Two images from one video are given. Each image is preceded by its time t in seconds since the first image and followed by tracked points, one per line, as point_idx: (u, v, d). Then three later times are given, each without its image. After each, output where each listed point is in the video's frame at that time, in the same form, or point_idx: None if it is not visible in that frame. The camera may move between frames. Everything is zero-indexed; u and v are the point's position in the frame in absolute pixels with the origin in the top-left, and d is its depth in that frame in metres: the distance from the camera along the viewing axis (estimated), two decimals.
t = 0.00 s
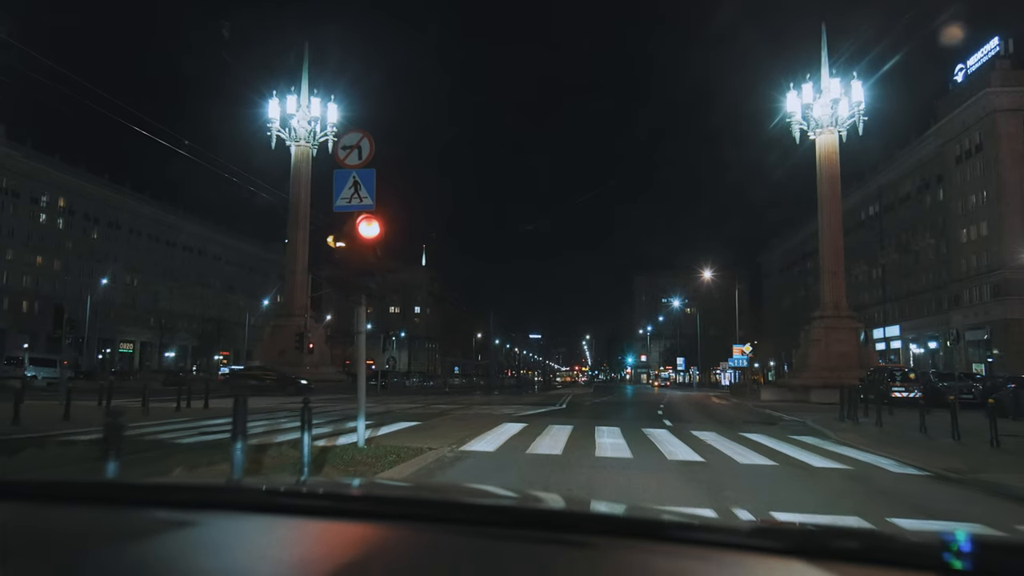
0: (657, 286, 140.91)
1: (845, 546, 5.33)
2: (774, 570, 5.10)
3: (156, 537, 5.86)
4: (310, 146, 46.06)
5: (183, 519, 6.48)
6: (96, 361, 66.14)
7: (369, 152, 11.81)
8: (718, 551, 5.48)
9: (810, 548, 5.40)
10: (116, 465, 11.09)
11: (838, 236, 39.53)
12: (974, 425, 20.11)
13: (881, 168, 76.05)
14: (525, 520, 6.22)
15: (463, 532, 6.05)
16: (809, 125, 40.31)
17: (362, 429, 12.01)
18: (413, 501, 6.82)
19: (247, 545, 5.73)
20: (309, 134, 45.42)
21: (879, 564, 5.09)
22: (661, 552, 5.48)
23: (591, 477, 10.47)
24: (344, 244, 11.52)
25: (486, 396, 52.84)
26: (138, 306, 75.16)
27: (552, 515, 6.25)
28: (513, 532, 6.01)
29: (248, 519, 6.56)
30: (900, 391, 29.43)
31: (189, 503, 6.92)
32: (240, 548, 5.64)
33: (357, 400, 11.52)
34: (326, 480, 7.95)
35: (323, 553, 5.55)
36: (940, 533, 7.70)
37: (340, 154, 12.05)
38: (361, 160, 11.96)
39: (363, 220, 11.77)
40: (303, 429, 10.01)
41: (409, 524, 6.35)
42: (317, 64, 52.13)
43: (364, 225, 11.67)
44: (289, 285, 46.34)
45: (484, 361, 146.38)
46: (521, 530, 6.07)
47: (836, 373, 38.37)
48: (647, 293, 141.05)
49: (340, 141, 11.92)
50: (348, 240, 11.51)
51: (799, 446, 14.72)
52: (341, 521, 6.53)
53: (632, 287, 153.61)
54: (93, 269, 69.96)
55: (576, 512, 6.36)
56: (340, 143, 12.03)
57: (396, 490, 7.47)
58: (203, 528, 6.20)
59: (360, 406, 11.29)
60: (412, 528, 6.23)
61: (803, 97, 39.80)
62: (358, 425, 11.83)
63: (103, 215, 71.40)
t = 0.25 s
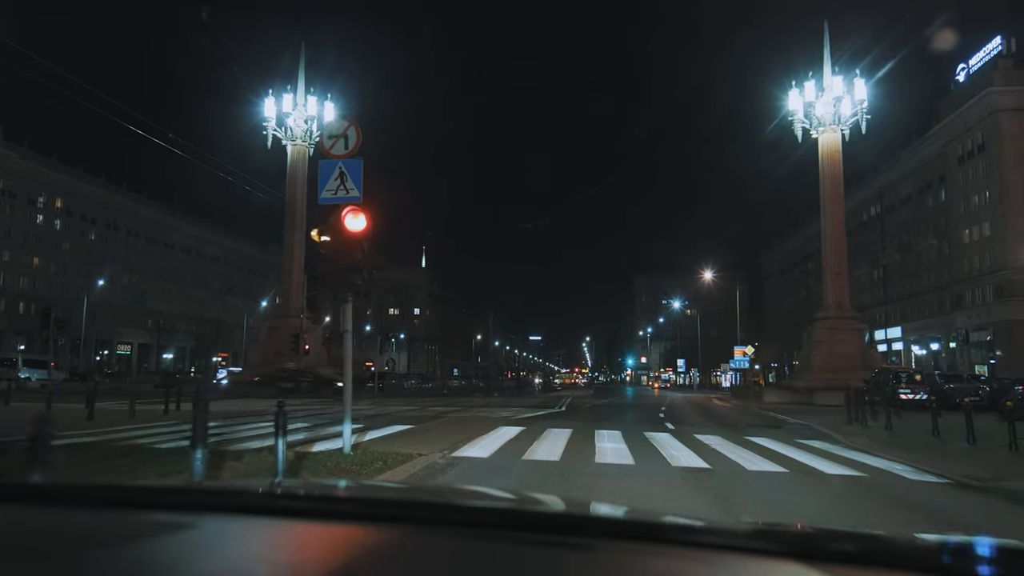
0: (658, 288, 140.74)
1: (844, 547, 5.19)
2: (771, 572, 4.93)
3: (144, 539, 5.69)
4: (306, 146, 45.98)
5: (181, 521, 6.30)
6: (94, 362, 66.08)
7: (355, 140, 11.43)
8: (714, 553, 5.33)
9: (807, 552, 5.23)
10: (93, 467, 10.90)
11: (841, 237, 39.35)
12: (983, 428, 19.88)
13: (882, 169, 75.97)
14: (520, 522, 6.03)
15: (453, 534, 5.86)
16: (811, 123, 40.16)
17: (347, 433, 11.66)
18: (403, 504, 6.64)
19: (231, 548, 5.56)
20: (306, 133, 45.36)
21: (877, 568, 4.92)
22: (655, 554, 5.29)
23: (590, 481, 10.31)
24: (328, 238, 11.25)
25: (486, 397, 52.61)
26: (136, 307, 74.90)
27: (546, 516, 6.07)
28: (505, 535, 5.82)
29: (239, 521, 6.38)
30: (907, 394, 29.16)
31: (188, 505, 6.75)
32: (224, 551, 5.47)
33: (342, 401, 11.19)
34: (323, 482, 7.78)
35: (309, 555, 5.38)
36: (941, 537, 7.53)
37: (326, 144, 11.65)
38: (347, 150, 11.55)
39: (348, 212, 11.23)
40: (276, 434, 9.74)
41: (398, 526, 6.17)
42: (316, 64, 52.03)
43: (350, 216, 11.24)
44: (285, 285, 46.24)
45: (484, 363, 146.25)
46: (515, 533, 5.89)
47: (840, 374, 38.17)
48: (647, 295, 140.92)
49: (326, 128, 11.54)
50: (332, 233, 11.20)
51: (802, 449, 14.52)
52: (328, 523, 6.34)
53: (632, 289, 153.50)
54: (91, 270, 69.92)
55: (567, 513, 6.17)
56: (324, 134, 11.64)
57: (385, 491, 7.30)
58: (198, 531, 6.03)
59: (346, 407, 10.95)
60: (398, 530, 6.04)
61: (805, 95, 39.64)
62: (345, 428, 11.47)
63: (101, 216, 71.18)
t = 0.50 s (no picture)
0: (659, 289, 140.55)
1: (844, 548, 5.03)
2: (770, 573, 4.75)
3: (147, 542, 5.52)
4: (304, 143, 45.90)
5: (185, 522, 6.15)
6: (92, 363, 65.96)
7: (343, 127, 11.22)
8: (712, 554, 5.15)
9: (801, 553, 5.08)
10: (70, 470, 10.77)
11: (845, 236, 39.15)
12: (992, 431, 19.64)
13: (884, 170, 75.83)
14: (514, 524, 5.87)
15: (449, 535, 5.70)
16: (815, 121, 39.98)
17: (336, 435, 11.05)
18: (394, 504, 6.48)
19: (225, 551, 5.40)
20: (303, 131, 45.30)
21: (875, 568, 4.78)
22: (655, 555, 5.12)
23: (590, 485, 10.12)
24: (314, 232, 10.76)
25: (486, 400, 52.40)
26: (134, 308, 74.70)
27: (540, 518, 5.91)
28: (500, 535, 5.66)
29: (236, 522, 6.22)
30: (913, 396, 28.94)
31: (192, 507, 6.56)
32: (217, 554, 5.32)
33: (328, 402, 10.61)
34: (321, 485, 7.61)
35: (305, 556, 5.23)
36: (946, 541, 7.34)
37: (314, 133, 11.45)
38: (334, 138, 11.33)
39: (336, 204, 10.84)
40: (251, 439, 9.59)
41: (391, 526, 6.01)
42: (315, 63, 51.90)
43: (337, 208, 10.79)
44: (281, 285, 46.09)
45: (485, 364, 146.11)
46: (511, 532, 5.73)
47: (844, 376, 37.95)
48: (648, 296, 140.67)
49: (314, 117, 11.36)
50: (319, 225, 10.73)
51: (807, 452, 14.33)
52: (319, 523, 6.17)
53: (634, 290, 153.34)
54: (89, 270, 69.83)
55: (560, 514, 6.03)
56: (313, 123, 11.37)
57: (373, 493, 7.14)
58: (201, 533, 5.88)
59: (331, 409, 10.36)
60: (389, 531, 5.89)
61: (809, 93, 39.47)
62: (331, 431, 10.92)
63: (99, 215, 71.02)
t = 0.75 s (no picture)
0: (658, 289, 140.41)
1: (834, 549, 4.96)
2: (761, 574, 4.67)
3: (134, 545, 5.37)
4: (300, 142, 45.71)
5: (177, 523, 6.00)
6: (89, 363, 65.72)
7: (329, 115, 10.49)
8: (704, 555, 5.06)
9: (793, 555, 4.97)
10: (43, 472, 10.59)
11: (847, 235, 39.00)
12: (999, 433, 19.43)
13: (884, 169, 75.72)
14: (505, 526, 5.74)
15: (442, 537, 5.57)
16: (817, 120, 39.82)
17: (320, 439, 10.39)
18: (384, 506, 6.34)
19: (210, 554, 5.24)
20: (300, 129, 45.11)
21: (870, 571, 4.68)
22: (648, 557, 5.01)
23: (588, 488, 9.96)
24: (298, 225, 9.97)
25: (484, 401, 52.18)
26: (131, 308, 74.55)
27: (533, 520, 5.77)
28: (492, 537, 5.54)
29: (224, 524, 6.05)
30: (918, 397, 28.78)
31: (185, 509, 6.39)
32: (201, 558, 5.16)
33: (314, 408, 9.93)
34: (314, 486, 7.44)
35: (293, 559, 5.08)
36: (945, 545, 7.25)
37: (299, 124, 10.69)
38: (321, 127, 10.56)
39: (321, 195, 10.02)
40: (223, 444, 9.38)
41: (381, 529, 5.86)
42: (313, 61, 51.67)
43: (323, 200, 10.00)
44: (276, 285, 45.87)
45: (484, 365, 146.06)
46: (503, 535, 5.60)
47: (846, 377, 37.78)
48: (648, 296, 140.53)
49: (299, 106, 10.64)
50: (305, 221, 9.97)
51: (809, 454, 14.18)
52: (307, 525, 6.01)
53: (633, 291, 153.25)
54: (86, 270, 69.58)
55: (553, 515, 5.90)
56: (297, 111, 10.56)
57: (359, 494, 7.00)
58: (191, 534, 5.73)
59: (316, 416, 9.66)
60: (378, 533, 5.74)
61: (810, 91, 39.30)
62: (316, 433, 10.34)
63: (97, 215, 70.91)
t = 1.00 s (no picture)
0: (652, 288, 140.48)
1: (819, 547, 5.06)
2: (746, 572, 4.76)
3: (119, 546, 5.25)
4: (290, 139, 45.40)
5: (163, 523, 5.90)
6: (79, 362, 65.31)
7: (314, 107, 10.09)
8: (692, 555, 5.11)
9: (782, 553, 5.06)
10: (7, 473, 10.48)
11: (842, 233, 38.98)
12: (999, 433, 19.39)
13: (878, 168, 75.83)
14: (496, 524, 5.74)
15: (434, 536, 5.55)
16: (812, 117, 39.78)
17: (300, 442, 9.94)
18: (371, 504, 6.26)
19: (196, 554, 5.16)
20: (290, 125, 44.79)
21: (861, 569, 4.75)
22: (645, 556, 5.04)
23: (580, 489, 9.91)
24: (276, 216, 9.72)
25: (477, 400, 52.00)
26: (122, 307, 74.14)
27: (524, 518, 5.77)
28: (484, 536, 5.54)
29: (210, 523, 5.95)
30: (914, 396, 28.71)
31: (171, 508, 6.27)
32: (186, 557, 5.07)
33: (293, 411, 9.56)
34: (299, 485, 7.34)
35: (282, 558, 5.03)
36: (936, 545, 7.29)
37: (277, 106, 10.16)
38: (302, 116, 10.15)
39: (301, 185, 9.72)
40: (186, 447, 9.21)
41: (369, 527, 5.80)
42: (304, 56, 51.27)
43: (304, 190, 9.70)
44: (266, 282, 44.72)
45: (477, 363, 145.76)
46: (494, 534, 5.59)
47: (841, 375, 37.79)
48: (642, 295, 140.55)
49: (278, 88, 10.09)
50: (283, 212, 9.66)
51: (806, 454, 14.12)
52: (293, 523, 5.93)
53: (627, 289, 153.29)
54: (76, 268, 69.02)
55: (543, 515, 5.88)
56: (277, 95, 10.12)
57: (344, 493, 6.91)
58: (177, 535, 5.62)
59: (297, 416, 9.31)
60: (365, 532, 5.68)
61: (806, 88, 39.28)
62: (296, 437, 9.87)
63: (88, 213, 70.48)
